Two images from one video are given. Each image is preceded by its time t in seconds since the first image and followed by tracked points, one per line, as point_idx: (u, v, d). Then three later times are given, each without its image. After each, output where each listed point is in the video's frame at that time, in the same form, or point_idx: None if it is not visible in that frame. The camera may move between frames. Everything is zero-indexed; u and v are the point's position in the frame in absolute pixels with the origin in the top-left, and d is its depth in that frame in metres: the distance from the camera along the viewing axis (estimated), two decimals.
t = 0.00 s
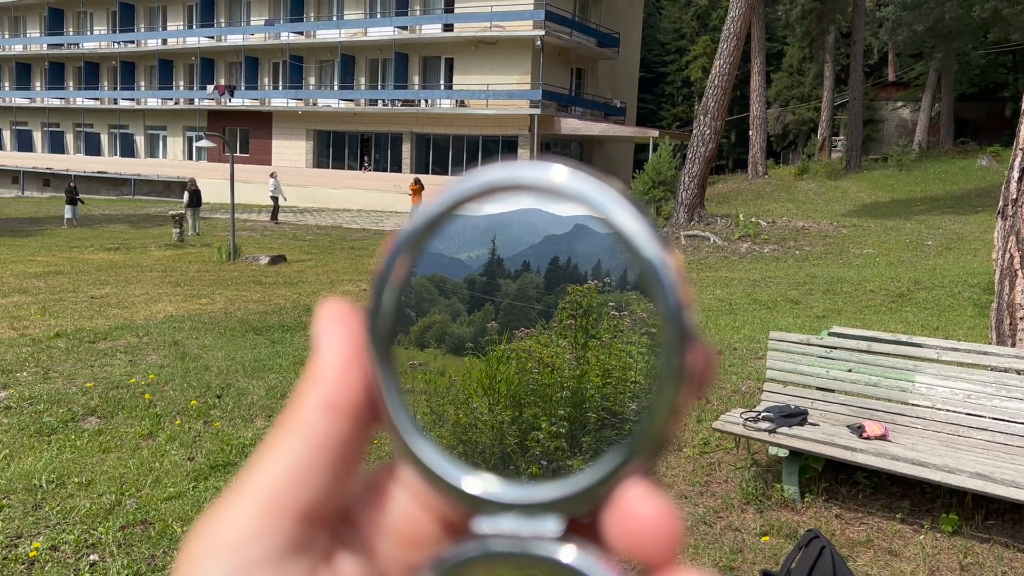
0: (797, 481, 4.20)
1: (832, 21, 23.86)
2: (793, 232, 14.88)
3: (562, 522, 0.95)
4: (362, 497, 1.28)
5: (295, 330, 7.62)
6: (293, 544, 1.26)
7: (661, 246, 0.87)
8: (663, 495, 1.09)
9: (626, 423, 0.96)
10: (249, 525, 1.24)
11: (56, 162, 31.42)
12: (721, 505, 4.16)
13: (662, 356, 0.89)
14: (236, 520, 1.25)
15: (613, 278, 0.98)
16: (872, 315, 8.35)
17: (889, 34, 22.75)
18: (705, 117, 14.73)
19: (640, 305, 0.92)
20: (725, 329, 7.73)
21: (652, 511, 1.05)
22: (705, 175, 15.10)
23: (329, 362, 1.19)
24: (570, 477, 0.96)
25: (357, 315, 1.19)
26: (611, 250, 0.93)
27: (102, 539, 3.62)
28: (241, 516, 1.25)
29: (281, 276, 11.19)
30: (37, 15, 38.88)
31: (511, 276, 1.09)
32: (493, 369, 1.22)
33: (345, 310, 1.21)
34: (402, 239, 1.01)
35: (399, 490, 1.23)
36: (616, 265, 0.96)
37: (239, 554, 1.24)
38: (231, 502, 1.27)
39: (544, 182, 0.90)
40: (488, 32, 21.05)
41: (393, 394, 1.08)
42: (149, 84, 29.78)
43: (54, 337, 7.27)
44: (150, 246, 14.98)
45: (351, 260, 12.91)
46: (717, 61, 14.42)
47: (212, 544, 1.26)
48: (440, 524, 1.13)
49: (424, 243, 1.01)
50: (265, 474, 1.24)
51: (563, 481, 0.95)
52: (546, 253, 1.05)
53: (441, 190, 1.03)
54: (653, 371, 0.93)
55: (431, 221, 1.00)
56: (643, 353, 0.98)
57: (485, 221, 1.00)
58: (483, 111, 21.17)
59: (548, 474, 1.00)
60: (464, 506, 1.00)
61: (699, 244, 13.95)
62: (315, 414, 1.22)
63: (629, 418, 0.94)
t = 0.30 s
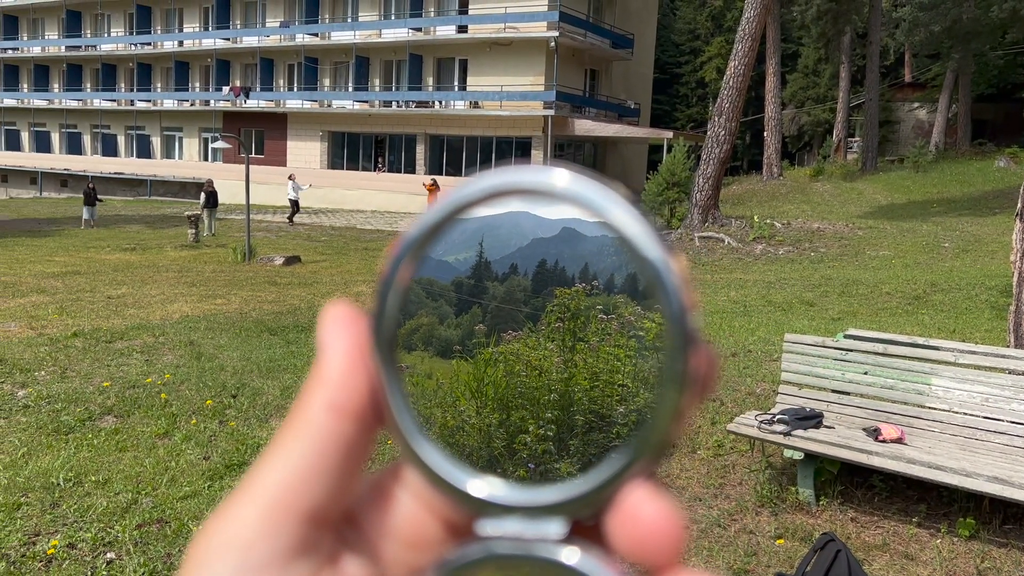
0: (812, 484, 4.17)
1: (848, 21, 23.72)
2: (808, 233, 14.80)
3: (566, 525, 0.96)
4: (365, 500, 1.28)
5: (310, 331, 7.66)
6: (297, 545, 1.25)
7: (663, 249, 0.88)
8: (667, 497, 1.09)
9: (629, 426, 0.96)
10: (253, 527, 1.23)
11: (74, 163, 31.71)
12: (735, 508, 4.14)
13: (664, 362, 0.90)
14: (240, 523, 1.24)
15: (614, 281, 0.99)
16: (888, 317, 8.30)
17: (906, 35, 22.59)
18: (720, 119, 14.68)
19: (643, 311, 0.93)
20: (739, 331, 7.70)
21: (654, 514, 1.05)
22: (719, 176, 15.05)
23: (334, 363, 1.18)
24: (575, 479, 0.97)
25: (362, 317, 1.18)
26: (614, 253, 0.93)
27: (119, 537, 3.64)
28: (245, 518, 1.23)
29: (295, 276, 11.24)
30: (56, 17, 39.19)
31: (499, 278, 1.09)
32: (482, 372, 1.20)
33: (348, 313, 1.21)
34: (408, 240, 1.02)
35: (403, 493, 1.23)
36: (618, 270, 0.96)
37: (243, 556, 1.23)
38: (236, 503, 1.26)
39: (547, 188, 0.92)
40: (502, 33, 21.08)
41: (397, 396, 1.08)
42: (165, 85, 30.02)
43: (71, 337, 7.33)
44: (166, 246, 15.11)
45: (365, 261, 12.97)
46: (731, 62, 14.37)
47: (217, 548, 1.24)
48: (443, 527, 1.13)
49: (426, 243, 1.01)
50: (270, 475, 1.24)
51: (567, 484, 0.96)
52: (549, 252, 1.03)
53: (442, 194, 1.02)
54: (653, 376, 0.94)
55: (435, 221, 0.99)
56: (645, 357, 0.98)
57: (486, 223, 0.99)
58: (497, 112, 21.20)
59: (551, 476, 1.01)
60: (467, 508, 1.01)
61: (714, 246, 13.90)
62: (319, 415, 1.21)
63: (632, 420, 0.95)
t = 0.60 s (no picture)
0: (827, 487, 4.14)
1: (864, 22, 23.56)
2: (823, 235, 14.71)
3: (570, 513, 0.95)
4: (370, 489, 1.28)
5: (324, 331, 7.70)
6: (302, 536, 1.25)
7: (667, 232, 0.87)
8: (671, 487, 1.10)
9: (632, 414, 0.96)
10: (258, 517, 1.23)
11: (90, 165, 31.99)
12: (750, 510, 4.12)
13: (667, 349, 0.89)
14: (245, 514, 1.24)
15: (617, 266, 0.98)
16: (903, 319, 8.25)
17: (923, 35, 22.42)
18: (734, 120, 14.62)
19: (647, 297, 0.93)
20: (753, 332, 7.67)
21: (658, 500, 1.06)
22: (733, 178, 15.01)
23: (337, 352, 1.18)
24: (579, 466, 0.97)
25: (366, 310, 1.18)
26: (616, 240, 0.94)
27: (134, 535, 3.67)
28: (249, 510, 1.24)
29: (309, 277, 11.30)
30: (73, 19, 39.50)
31: (492, 268, 1.10)
32: (475, 363, 1.25)
33: (353, 304, 1.21)
34: (409, 231, 1.02)
35: (409, 484, 1.23)
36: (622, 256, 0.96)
37: (247, 546, 1.23)
38: (236, 497, 1.26)
39: (548, 174, 0.90)
40: (515, 35, 21.10)
41: (398, 381, 1.08)
42: (181, 87, 30.23)
43: (88, 337, 7.39)
44: (181, 247, 15.22)
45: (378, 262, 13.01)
46: (746, 63, 14.31)
47: (220, 540, 1.25)
48: (448, 518, 1.13)
49: (429, 233, 1.02)
50: (272, 467, 1.23)
51: (573, 469, 0.96)
52: (548, 243, 1.06)
53: (444, 184, 1.03)
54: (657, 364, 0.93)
55: (438, 212, 1.00)
56: (647, 347, 0.98)
57: (486, 215, 1.01)
58: (510, 114, 21.21)
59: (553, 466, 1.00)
60: (473, 497, 0.99)
61: (728, 247, 13.86)
62: (323, 407, 1.21)
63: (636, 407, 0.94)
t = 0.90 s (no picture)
0: (841, 489, 4.13)
1: (879, 22, 23.42)
2: (838, 236, 14.63)
3: (571, 520, 0.96)
4: (371, 494, 1.27)
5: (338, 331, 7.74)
6: (304, 539, 1.25)
7: (667, 242, 0.86)
8: (671, 492, 1.09)
9: (631, 419, 0.96)
10: (259, 517, 1.23)
11: (106, 166, 32.28)
12: (763, 512, 4.11)
13: (666, 355, 0.89)
14: (246, 516, 1.24)
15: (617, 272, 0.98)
16: (919, 321, 8.20)
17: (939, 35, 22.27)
18: (748, 121, 14.56)
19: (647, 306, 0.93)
20: (766, 334, 7.64)
21: (659, 506, 1.05)
22: (747, 179, 14.94)
23: (339, 360, 1.17)
24: (580, 472, 0.97)
25: (366, 314, 1.16)
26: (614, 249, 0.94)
27: (149, 534, 3.69)
28: (251, 511, 1.23)
29: (322, 277, 11.35)
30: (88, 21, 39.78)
31: (482, 281, 1.11)
32: (469, 374, 1.24)
33: (353, 309, 1.19)
34: (410, 239, 1.02)
35: (407, 490, 1.22)
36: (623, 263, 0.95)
37: (250, 547, 1.23)
38: (241, 498, 1.26)
39: (547, 182, 0.91)
40: (528, 36, 21.12)
41: (401, 390, 1.08)
42: (196, 89, 30.44)
43: (104, 337, 7.45)
44: (196, 247, 15.32)
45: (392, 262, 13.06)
46: (760, 63, 14.25)
47: (224, 541, 1.25)
48: (448, 521, 1.13)
49: (430, 240, 1.02)
50: (273, 471, 1.23)
51: (572, 478, 0.97)
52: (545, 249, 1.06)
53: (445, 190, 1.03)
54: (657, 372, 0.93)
55: (437, 221, 1.00)
56: (643, 358, 0.98)
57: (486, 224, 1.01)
58: (523, 115, 21.22)
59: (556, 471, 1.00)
60: (473, 504, 1.00)
61: (742, 248, 13.82)
62: (324, 411, 1.20)
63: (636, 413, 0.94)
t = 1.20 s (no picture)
0: (856, 491, 4.10)
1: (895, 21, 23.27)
2: (852, 237, 14.54)
3: (564, 512, 0.97)
4: (365, 491, 1.28)
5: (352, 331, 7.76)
6: (300, 534, 1.24)
7: (662, 249, 0.91)
8: (662, 485, 1.09)
9: (624, 413, 0.99)
10: (253, 514, 1.23)
11: (122, 167, 32.54)
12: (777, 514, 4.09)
13: (657, 349, 0.92)
14: (243, 509, 1.23)
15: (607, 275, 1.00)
16: (935, 322, 8.14)
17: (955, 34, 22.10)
18: (762, 121, 14.50)
19: (638, 307, 0.96)
20: (781, 335, 7.61)
21: (649, 498, 1.06)
22: (761, 179, 14.88)
23: (335, 354, 1.17)
24: (573, 465, 1.00)
25: (363, 312, 1.18)
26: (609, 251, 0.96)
27: (165, 533, 3.72)
28: (246, 505, 1.23)
29: (336, 278, 11.41)
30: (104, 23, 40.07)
31: (456, 301, 1.13)
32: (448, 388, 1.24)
33: (349, 306, 1.20)
34: (406, 238, 1.06)
35: (403, 487, 1.24)
36: (613, 265, 0.98)
37: (244, 542, 1.23)
38: (237, 493, 1.25)
39: (541, 181, 0.96)
40: (541, 36, 21.12)
41: (395, 384, 1.10)
42: (210, 91, 30.63)
43: (120, 336, 7.51)
44: (211, 248, 15.41)
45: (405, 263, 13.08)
46: (775, 64, 14.19)
47: (219, 533, 1.24)
48: (442, 517, 1.15)
49: (427, 239, 1.05)
50: (269, 465, 1.23)
51: (567, 470, 0.98)
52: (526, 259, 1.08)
53: (436, 193, 1.05)
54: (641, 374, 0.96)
55: (439, 215, 1.03)
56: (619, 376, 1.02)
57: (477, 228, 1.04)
58: (536, 116, 21.23)
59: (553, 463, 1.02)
60: (468, 497, 1.01)
61: (756, 249, 13.77)
62: (320, 406, 1.20)
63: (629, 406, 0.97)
